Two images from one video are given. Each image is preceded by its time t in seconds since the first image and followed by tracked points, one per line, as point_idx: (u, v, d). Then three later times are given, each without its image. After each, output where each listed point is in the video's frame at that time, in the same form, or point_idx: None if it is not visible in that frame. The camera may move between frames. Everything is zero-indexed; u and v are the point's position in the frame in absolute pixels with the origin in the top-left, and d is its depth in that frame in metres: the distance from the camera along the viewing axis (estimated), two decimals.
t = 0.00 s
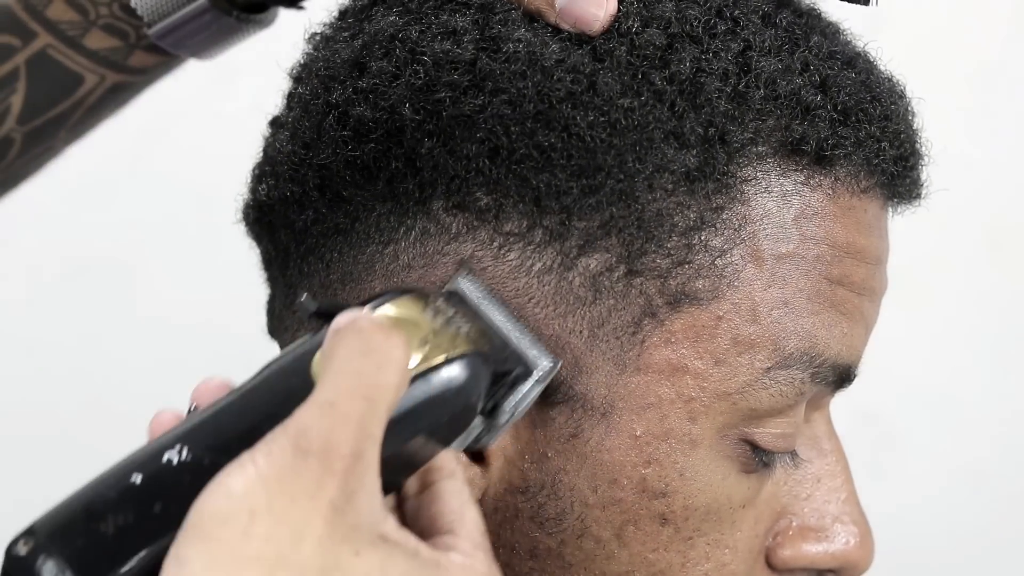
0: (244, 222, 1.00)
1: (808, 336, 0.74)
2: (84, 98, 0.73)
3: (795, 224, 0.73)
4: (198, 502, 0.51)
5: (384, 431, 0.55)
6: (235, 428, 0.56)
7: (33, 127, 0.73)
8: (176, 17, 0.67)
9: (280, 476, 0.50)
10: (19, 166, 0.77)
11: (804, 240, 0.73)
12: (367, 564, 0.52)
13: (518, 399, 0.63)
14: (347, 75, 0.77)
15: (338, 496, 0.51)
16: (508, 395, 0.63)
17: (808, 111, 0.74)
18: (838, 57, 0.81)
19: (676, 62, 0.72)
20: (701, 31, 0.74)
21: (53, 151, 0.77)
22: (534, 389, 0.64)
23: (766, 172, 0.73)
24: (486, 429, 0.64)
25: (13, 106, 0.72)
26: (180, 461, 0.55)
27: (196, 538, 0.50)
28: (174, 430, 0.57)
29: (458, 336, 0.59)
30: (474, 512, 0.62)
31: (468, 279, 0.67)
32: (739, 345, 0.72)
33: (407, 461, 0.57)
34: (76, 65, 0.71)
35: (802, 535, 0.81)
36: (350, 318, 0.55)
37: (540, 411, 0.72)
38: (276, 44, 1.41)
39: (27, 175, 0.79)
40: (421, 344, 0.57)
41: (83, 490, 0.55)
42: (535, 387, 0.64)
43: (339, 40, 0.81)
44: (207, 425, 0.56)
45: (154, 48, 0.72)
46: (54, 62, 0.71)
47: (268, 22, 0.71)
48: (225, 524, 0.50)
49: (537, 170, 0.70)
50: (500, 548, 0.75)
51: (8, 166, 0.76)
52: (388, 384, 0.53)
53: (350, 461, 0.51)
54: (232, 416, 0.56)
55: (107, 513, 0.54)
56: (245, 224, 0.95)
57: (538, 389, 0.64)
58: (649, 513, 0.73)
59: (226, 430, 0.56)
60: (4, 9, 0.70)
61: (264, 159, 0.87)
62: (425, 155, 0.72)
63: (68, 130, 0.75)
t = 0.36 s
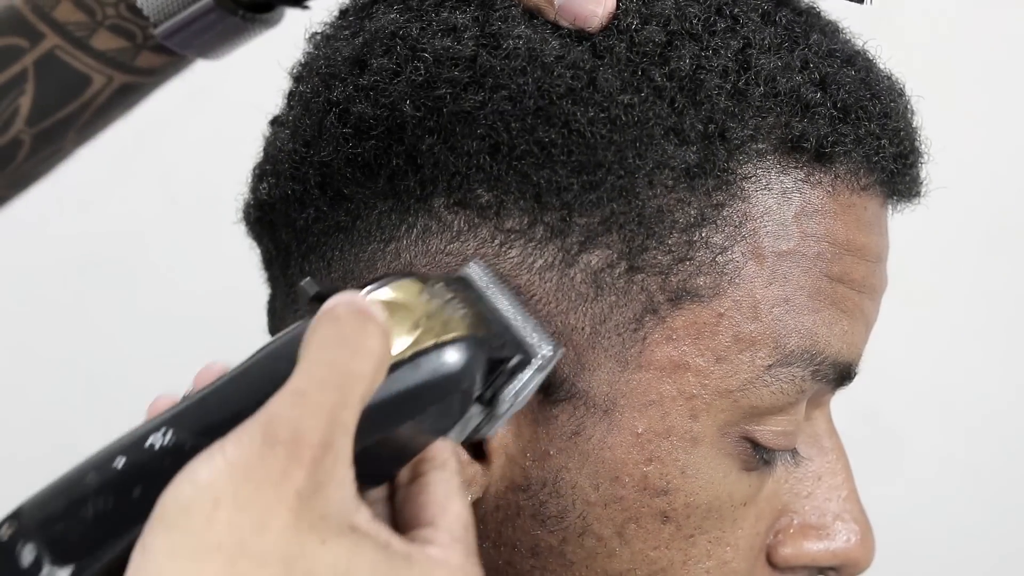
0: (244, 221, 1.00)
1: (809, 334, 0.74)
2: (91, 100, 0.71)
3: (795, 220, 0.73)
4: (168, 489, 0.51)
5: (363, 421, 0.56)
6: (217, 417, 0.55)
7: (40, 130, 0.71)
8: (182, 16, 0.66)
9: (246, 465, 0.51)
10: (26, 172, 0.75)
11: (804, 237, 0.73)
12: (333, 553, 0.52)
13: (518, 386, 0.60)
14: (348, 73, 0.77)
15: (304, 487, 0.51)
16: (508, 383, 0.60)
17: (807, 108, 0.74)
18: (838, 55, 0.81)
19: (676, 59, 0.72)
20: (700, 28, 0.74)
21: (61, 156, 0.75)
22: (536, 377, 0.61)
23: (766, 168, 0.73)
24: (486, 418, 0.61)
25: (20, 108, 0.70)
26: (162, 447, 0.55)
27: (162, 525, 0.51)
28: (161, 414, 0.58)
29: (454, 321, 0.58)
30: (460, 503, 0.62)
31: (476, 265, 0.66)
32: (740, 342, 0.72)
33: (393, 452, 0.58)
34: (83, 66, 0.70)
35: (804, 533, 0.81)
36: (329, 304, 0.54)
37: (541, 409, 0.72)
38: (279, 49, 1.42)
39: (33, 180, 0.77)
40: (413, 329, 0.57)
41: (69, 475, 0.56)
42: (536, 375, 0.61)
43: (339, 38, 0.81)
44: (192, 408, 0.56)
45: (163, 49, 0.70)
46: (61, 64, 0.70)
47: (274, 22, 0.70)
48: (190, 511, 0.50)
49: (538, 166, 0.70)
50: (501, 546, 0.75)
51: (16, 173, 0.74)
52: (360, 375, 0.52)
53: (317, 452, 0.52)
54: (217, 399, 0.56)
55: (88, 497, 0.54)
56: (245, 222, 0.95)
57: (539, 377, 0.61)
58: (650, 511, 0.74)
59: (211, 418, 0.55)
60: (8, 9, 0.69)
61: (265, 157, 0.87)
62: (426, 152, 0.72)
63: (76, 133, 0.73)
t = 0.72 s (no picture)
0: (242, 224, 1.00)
1: (809, 334, 0.74)
2: (95, 100, 0.69)
3: (793, 220, 0.73)
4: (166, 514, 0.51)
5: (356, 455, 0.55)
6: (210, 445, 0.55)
7: (44, 132, 0.69)
8: (183, 17, 0.65)
9: (247, 491, 0.50)
10: (30, 174, 0.72)
11: (803, 237, 0.73)
12: None
13: (502, 419, 0.61)
14: (346, 74, 0.76)
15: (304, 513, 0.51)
16: (493, 417, 0.61)
17: (805, 108, 0.74)
18: (835, 54, 0.81)
19: (673, 59, 0.72)
20: (697, 28, 0.74)
21: (64, 159, 0.73)
22: (518, 411, 0.62)
23: (764, 168, 0.73)
24: (470, 451, 0.61)
25: (23, 110, 0.67)
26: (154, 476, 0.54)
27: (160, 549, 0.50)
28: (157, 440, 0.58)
29: (442, 356, 0.59)
30: (447, 530, 0.62)
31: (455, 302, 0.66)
32: (739, 343, 0.72)
33: (382, 484, 0.57)
34: (84, 68, 0.67)
35: (804, 533, 0.81)
36: (325, 335, 0.55)
37: (541, 410, 0.72)
38: (278, 50, 1.42)
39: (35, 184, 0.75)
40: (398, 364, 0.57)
41: (64, 500, 0.56)
42: (518, 409, 0.62)
43: (336, 39, 0.81)
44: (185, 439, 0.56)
45: (164, 49, 0.68)
46: (63, 65, 0.67)
47: (274, 23, 0.69)
48: (189, 537, 0.50)
49: (536, 167, 0.70)
50: (501, 548, 0.75)
51: (18, 175, 0.72)
52: (359, 403, 0.53)
53: (316, 478, 0.51)
54: (215, 424, 0.56)
55: (80, 523, 0.54)
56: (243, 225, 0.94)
57: (521, 411, 0.63)
58: (651, 512, 0.73)
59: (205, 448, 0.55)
60: (8, 9, 0.66)
61: (263, 159, 0.87)
62: (423, 153, 0.72)
63: (80, 135, 0.71)
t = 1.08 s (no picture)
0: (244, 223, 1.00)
1: (811, 333, 0.74)
2: (93, 102, 0.69)
3: (796, 219, 0.73)
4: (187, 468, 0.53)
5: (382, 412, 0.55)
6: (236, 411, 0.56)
7: (43, 132, 0.68)
8: (184, 18, 0.65)
9: (262, 447, 0.52)
10: (28, 174, 0.72)
11: (806, 236, 0.73)
12: (347, 536, 0.54)
13: (543, 372, 0.59)
14: (348, 73, 0.77)
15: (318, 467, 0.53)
16: (532, 370, 0.59)
17: (807, 107, 0.74)
18: (837, 53, 0.81)
19: (675, 58, 0.72)
20: (700, 27, 0.74)
21: (62, 159, 0.72)
22: (559, 365, 0.59)
23: (767, 167, 0.73)
24: (512, 409, 0.60)
25: (22, 111, 0.67)
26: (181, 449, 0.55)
27: (178, 505, 0.52)
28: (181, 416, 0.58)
29: (469, 309, 0.56)
30: (482, 489, 0.62)
31: (498, 256, 0.64)
32: (741, 342, 0.72)
33: (418, 445, 0.57)
34: (84, 68, 0.67)
35: (806, 532, 0.81)
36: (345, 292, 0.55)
37: (543, 409, 0.72)
38: (279, 50, 1.42)
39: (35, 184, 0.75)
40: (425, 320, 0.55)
41: (89, 483, 0.57)
42: (559, 362, 0.59)
43: (338, 39, 0.81)
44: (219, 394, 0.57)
45: (163, 50, 0.68)
46: (62, 65, 0.67)
47: (276, 23, 0.69)
48: (206, 489, 0.52)
49: (539, 165, 0.70)
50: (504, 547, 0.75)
51: (17, 176, 0.71)
52: (377, 355, 0.53)
53: (332, 431, 0.53)
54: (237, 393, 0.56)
55: (108, 502, 0.55)
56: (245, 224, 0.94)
57: (562, 364, 0.60)
58: (653, 510, 0.73)
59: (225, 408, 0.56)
60: (8, 9, 0.66)
61: (265, 159, 0.87)
62: (426, 152, 0.72)
63: (79, 135, 0.71)
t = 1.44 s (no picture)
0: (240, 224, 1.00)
1: (808, 332, 0.74)
2: (90, 101, 0.68)
3: (792, 218, 0.73)
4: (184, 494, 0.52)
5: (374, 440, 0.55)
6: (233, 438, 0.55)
7: (39, 131, 0.68)
8: (181, 17, 0.65)
9: (256, 475, 0.52)
10: (24, 174, 0.72)
11: (802, 235, 0.73)
12: (346, 560, 0.53)
13: (536, 399, 0.60)
14: (344, 73, 0.76)
15: (316, 494, 0.52)
16: (525, 397, 0.59)
17: (803, 105, 0.74)
18: (833, 52, 0.81)
19: (671, 57, 0.72)
20: (695, 26, 0.74)
21: (58, 159, 0.72)
22: (552, 393, 0.60)
23: (763, 166, 0.73)
24: (505, 436, 0.60)
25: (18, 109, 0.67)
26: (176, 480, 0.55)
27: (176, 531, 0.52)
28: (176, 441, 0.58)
29: (461, 337, 0.58)
30: (478, 514, 0.61)
31: (491, 283, 0.64)
32: (738, 341, 0.72)
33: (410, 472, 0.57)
34: (80, 67, 0.67)
35: (804, 531, 0.81)
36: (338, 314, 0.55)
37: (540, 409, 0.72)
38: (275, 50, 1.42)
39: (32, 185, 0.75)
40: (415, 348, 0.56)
41: (87, 508, 0.56)
42: (551, 389, 0.60)
43: (334, 39, 0.81)
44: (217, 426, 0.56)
45: (160, 49, 0.68)
46: (59, 64, 0.67)
47: (272, 23, 0.69)
48: (203, 515, 0.51)
49: (535, 165, 0.70)
50: (502, 547, 0.75)
51: (13, 174, 0.71)
52: (370, 379, 0.52)
53: (328, 456, 0.52)
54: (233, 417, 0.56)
55: (100, 530, 0.55)
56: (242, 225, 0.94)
57: (555, 390, 0.60)
58: (650, 510, 0.73)
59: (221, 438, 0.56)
60: (6, 9, 0.66)
61: (261, 160, 0.87)
62: (422, 152, 0.72)
63: (76, 135, 0.70)
